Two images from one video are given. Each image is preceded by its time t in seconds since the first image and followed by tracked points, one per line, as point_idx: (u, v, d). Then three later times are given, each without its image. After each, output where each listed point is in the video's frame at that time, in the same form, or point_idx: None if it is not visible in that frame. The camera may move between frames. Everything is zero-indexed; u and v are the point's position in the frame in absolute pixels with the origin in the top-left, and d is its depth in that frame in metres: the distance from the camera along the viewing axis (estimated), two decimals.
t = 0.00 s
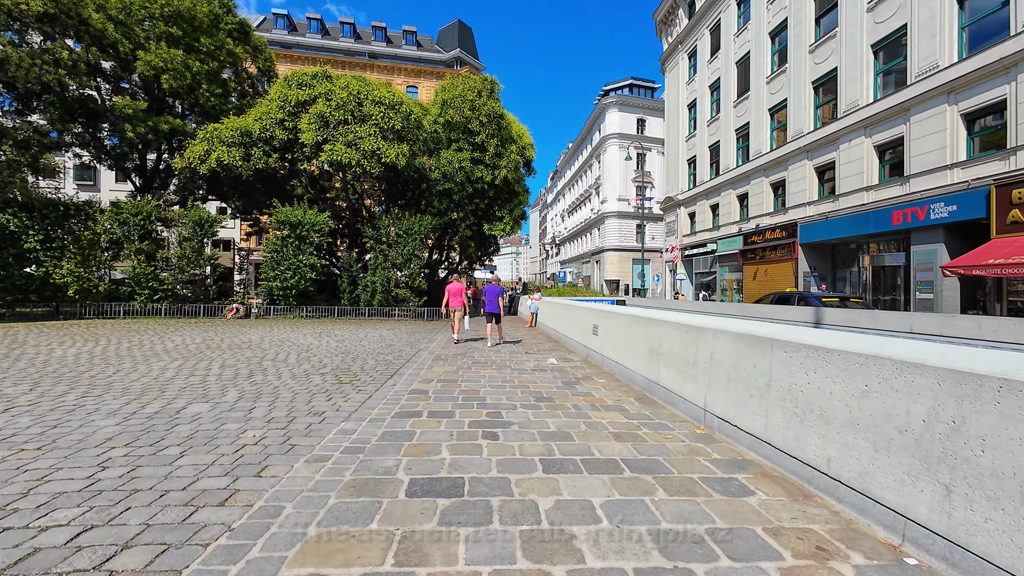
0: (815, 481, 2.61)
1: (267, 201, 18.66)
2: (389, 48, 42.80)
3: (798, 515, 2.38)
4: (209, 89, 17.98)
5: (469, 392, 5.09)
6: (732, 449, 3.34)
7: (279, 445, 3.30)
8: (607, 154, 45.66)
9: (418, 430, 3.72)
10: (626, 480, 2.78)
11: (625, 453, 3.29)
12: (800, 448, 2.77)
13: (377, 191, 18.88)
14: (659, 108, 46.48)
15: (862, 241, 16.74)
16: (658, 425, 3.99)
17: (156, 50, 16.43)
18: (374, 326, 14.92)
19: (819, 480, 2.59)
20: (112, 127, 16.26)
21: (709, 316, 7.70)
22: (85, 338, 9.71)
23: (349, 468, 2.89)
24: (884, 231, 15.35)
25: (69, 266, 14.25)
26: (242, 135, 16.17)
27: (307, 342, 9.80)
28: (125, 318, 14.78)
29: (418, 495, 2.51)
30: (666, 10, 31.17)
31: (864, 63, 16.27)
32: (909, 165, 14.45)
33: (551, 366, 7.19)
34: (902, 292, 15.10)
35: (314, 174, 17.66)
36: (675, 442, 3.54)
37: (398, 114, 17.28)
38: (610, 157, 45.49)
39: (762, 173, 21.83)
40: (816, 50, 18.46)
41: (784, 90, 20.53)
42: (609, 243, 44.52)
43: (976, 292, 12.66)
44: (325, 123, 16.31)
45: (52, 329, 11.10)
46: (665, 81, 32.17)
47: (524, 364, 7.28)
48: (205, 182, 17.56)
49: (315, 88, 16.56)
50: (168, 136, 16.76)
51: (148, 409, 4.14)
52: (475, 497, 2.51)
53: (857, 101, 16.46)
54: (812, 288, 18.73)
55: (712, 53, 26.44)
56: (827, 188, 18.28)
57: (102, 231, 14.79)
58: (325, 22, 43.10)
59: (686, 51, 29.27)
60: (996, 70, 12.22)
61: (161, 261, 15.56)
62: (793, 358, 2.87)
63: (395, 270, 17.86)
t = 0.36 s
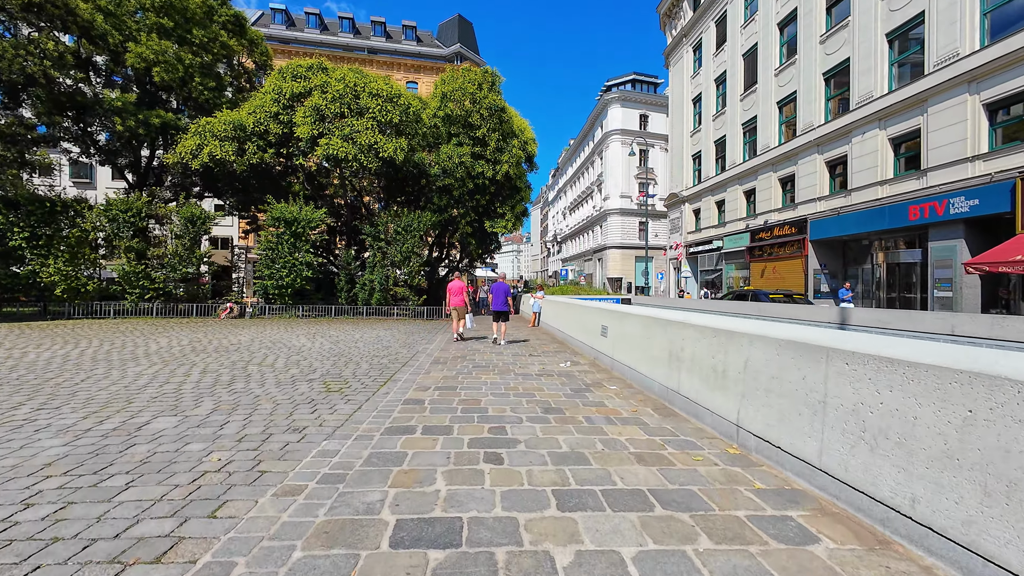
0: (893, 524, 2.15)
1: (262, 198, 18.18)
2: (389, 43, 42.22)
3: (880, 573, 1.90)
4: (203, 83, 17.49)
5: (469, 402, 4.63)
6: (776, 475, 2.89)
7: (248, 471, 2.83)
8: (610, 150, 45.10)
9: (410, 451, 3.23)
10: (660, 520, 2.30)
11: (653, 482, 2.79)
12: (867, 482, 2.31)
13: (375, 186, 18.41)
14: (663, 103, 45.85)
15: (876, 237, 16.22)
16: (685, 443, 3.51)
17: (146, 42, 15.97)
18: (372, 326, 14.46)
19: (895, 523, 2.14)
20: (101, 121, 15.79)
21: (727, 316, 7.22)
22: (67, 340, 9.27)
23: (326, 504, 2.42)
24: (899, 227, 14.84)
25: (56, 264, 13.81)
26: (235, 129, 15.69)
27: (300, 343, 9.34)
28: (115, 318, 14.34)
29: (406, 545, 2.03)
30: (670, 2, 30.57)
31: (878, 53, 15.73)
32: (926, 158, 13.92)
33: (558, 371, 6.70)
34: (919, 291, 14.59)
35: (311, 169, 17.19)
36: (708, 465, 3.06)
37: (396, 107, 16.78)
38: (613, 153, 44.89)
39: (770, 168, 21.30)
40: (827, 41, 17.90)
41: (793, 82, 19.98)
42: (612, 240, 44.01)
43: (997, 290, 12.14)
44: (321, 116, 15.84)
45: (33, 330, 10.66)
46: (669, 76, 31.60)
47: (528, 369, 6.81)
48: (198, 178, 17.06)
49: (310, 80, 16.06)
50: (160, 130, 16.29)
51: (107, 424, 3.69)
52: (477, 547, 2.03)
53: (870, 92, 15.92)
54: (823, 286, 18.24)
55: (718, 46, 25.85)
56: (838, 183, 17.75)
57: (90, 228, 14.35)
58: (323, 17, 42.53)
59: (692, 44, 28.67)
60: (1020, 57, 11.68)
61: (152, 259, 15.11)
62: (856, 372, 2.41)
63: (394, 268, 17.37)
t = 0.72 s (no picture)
0: None
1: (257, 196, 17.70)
2: (388, 40, 41.70)
3: None
4: (195, 77, 16.98)
5: (470, 416, 4.15)
6: (843, 517, 2.39)
7: (201, 512, 2.33)
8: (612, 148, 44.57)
9: (401, 482, 2.73)
10: None
11: (694, 526, 2.29)
12: (980, 540, 1.81)
13: (373, 183, 17.91)
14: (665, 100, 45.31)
15: (890, 235, 15.73)
16: (722, 470, 3.01)
17: (137, 34, 15.48)
18: (369, 327, 14.00)
19: None
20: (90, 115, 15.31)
21: (746, 318, 6.75)
22: (46, 343, 8.80)
23: (290, 564, 1.92)
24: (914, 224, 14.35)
25: (42, 264, 13.34)
26: (228, 124, 15.21)
27: (292, 346, 8.87)
28: (104, 319, 13.88)
29: None
30: None
31: (892, 44, 15.21)
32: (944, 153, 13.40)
33: (566, 378, 6.22)
34: (936, 290, 14.09)
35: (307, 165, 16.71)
36: (755, 501, 2.56)
37: (394, 101, 16.28)
38: (615, 151, 44.39)
39: (778, 164, 20.78)
40: (838, 32, 17.38)
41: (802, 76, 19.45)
42: (614, 239, 43.53)
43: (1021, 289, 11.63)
44: (317, 111, 15.36)
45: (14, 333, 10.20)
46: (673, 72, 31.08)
47: (534, 375, 6.34)
48: (191, 175, 16.59)
49: (305, 73, 15.57)
50: (151, 126, 15.80)
51: (53, 447, 3.21)
52: None
53: (884, 85, 15.40)
54: (833, 286, 17.77)
55: (724, 40, 25.34)
56: (850, 179, 17.23)
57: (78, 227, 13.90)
58: (321, 13, 42.01)
59: (696, 39, 28.17)
60: None
61: (142, 258, 14.64)
62: (960, 399, 1.90)
63: (392, 267, 16.89)
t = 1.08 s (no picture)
0: None
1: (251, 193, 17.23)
2: (388, 37, 41.20)
3: None
4: (188, 71, 16.47)
5: (469, 430, 3.67)
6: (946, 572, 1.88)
7: (128, 566, 1.84)
8: (613, 147, 44.06)
9: (385, 517, 2.24)
10: None
11: None
12: None
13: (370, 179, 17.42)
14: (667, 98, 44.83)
15: (903, 233, 15.28)
16: (771, 499, 2.53)
17: (127, 26, 15.01)
18: (365, 327, 13.52)
19: None
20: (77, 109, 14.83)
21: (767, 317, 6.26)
22: (21, 344, 8.33)
23: None
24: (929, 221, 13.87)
25: (26, 262, 12.87)
26: (220, 118, 14.74)
27: (282, 348, 8.39)
28: (91, 320, 13.41)
29: None
30: None
31: (905, 35, 14.73)
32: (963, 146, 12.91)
33: (574, 383, 5.74)
34: (952, 290, 13.65)
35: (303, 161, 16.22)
36: (822, 544, 2.08)
37: (392, 95, 15.77)
38: (616, 149, 43.89)
39: (785, 160, 20.28)
40: (849, 25, 16.91)
41: (810, 70, 18.98)
42: (615, 239, 43.05)
43: None
44: (312, 105, 14.91)
45: None
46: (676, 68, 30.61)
47: (539, 380, 5.86)
48: (182, 172, 16.10)
49: (300, 65, 15.10)
50: (141, 120, 15.33)
51: None
52: None
53: (898, 77, 14.92)
54: (843, 285, 17.35)
55: (729, 35, 24.85)
56: (861, 175, 16.76)
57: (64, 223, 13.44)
58: (320, 10, 41.55)
59: (700, 34, 27.71)
60: None
61: (131, 257, 14.19)
62: None
63: (390, 266, 16.41)
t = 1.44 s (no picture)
0: None
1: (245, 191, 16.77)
2: (387, 35, 40.75)
3: None
4: (180, 66, 15.95)
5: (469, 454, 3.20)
6: None
7: None
8: (615, 146, 43.62)
9: None
10: None
11: None
12: None
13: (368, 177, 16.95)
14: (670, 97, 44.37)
15: (917, 232, 14.83)
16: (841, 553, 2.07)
17: (116, 18, 14.56)
18: (360, 330, 13.05)
19: None
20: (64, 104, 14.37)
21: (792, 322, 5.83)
22: None
23: None
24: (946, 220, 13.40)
25: (9, 262, 12.41)
26: (212, 113, 14.29)
27: (272, 353, 7.94)
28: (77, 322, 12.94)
29: None
30: None
31: (920, 28, 14.28)
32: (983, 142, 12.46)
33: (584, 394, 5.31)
34: (970, 291, 13.17)
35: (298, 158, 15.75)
36: None
37: (390, 90, 15.28)
38: (618, 149, 43.44)
39: (793, 158, 19.85)
40: (860, 18, 16.47)
41: (819, 65, 18.52)
42: (617, 239, 42.61)
43: None
44: (307, 100, 14.46)
45: None
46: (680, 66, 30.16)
47: (547, 391, 5.39)
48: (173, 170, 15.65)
49: (295, 59, 14.64)
50: (131, 116, 14.88)
51: None
52: None
53: (912, 72, 14.46)
54: (855, 286, 16.91)
55: (734, 31, 24.41)
56: (872, 173, 16.30)
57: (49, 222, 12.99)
58: (318, 8, 41.14)
59: (704, 31, 27.26)
60: None
61: (120, 256, 13.75)
62: None
63: (387, 266, 15.92)
